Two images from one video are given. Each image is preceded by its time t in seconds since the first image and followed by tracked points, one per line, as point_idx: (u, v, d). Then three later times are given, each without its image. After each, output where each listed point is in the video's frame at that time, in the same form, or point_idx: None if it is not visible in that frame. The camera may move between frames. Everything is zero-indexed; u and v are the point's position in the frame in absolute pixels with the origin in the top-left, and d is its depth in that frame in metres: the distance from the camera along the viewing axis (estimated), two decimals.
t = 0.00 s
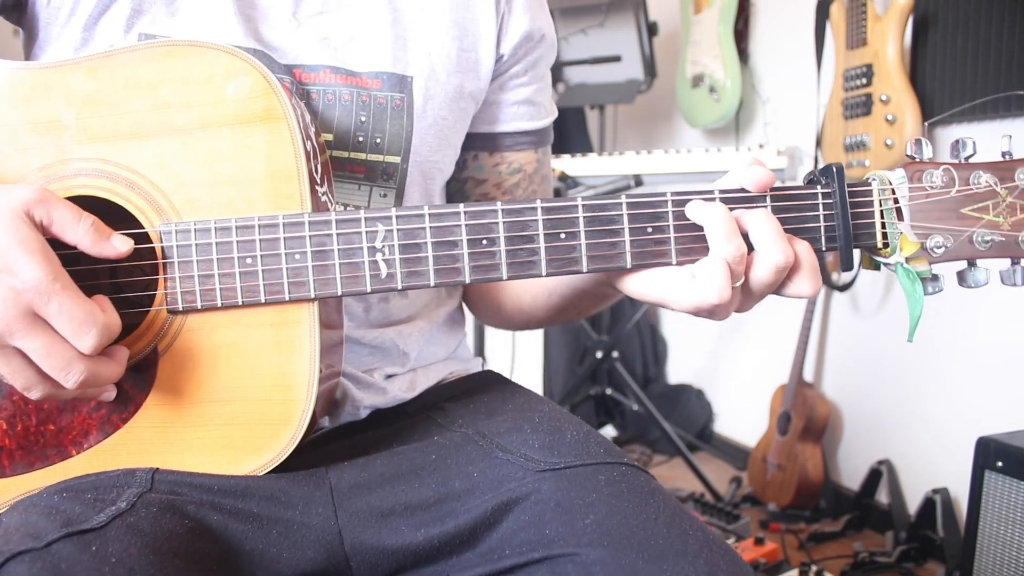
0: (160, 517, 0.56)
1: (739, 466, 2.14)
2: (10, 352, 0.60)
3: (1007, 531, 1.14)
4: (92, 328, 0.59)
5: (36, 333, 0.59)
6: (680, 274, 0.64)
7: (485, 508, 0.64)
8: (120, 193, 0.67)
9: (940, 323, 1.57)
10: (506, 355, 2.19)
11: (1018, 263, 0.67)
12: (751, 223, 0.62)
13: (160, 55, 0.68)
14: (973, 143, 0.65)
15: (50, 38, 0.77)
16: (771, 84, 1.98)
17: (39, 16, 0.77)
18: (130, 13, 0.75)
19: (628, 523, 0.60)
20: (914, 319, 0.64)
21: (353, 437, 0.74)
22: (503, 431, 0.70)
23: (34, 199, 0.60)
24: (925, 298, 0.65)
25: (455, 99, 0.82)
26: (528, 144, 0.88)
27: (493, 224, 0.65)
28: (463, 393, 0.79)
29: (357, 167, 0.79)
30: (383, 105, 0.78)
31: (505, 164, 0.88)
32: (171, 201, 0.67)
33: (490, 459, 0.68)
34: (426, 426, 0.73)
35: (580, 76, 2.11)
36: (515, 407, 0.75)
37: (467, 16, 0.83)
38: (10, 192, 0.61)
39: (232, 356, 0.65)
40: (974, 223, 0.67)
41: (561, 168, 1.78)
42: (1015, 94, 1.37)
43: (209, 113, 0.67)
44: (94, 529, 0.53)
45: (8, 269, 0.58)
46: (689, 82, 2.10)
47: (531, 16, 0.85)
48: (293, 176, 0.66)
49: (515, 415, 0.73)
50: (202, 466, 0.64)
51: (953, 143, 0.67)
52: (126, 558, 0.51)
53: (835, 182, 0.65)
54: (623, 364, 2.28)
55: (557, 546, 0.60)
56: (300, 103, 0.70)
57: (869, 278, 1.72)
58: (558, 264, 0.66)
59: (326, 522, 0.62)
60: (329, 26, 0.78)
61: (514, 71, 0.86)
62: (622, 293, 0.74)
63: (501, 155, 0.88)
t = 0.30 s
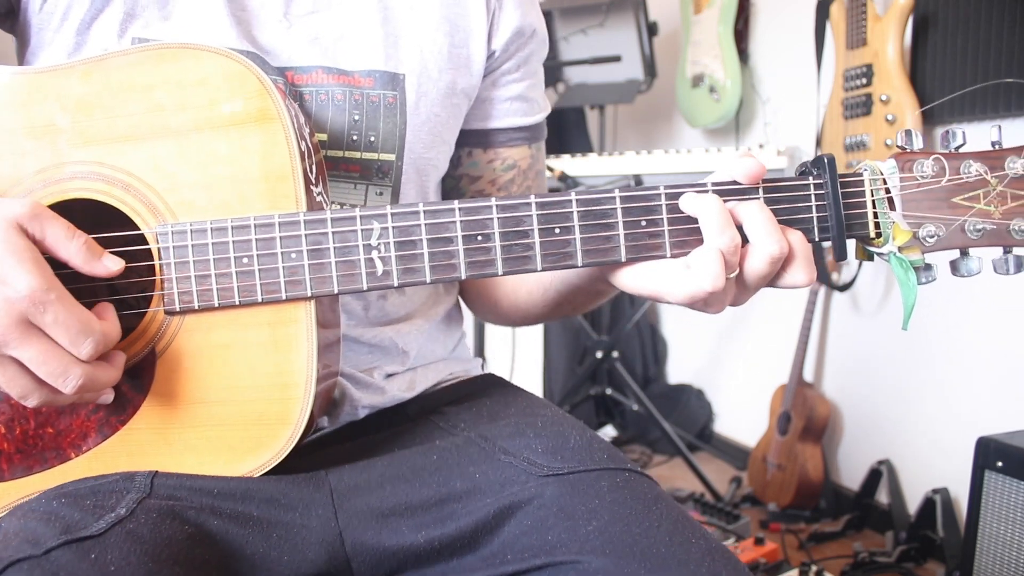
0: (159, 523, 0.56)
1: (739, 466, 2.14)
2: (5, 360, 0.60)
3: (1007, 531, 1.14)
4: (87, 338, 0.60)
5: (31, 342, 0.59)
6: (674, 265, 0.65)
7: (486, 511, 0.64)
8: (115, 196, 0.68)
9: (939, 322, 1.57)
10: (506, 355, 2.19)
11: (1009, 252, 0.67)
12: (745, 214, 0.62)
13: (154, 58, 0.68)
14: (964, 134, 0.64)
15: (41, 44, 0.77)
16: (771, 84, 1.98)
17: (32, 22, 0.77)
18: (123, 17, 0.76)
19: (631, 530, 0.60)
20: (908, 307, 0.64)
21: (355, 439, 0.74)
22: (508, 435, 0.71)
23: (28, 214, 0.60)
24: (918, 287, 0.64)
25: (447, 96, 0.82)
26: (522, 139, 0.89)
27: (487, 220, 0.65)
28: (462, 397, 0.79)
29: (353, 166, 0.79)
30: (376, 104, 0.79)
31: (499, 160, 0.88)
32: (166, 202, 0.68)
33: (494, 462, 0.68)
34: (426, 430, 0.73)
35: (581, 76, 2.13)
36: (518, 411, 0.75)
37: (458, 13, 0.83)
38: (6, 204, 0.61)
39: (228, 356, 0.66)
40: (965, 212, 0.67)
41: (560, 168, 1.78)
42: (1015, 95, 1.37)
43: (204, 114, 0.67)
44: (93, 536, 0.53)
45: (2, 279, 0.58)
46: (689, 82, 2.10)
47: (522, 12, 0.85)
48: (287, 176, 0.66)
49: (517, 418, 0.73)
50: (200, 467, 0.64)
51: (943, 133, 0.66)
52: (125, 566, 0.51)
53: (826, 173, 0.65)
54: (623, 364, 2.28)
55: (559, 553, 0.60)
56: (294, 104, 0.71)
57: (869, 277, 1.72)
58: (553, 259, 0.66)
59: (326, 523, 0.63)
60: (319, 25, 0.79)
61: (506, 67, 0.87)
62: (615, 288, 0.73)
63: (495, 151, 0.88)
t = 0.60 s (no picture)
0: (160, 515, 0.56)
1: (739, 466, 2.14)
2: (10, 351, 0.60)
3: (1007, 531, 1.14)
4: (92, 324, 0.60)
5: (36, 331, 0.59)
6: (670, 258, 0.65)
7: (484, 500, 0.64)
8: (116, 193, 0.68)
9: (939, 322, 1.57)
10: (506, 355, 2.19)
11: (1000, 243, 0.66)
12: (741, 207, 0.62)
13: (153, 55, 0.68)
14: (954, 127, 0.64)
15: (39, 42, 0.77)
16: (771, 84, 1.98)
17: (29, 20, 0.77)
18: (120, 15, 0.76)
19: (627, 512, 0.60)
20: (903, 297, 0.64)
21: (353, 434, 0.73)
22: (503, 425, 0.71)
23: (30, 198, 0.60)
24: (912, 278, 0.65)
25: (445, 93, 0.82)
26: (518, 136, 0.89)
27: (487, 214, 0.66)
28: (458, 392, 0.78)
29: (351, 163, 0.79)
30: (374, 101, 0.79)
31: (497, 156, 0.88)
32: (167, 198, 0.68)
33: (490, 453, 0.68)
34: (425, 423, 0.73)
35: (581, 76, 2.14)
36: (513, 401, 0.75)
37: (454, 10, 0.83)
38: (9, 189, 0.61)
39: (229, 351, 0.66)
40: (956, 203, 0.67)
41: (561, 168, 1.78)
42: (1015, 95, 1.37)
43: (204, 111, 0.67)
44: (95, 526, 0.53)
45: (7, 269, 0.58)
46: (689, 82, 2.10)
47: (518, 9, 0.85)
48: (287, 171, 0.66)
49: (512, 408, 0.73)
50: (202, 463, 0.64)
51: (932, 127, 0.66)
52: (126, 555, 0.51)
53: (820, 165, 0.65)
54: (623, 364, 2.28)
55: (556, 536, 0.60)
56: (293, 102, 0.71)
57: (869, 277, 1.72)
58: (552, 253, 0.66)
59: (327, 518, 0.63)
60: (316, 22, 0.79)
61: (502, 64, 0.87)
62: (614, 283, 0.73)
63: (493, 147, 0.88)
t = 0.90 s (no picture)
0: (158, 524, 0.56)
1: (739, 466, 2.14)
2: (10, 353, 0.60)
3: (1007, 531, 1.14)
4: (94, 331, 0.60)
5: (37, 334, 0.59)
6: (670, 258, 0.65)
7: (485, 513, 0.64)
8: (116, 194, 0.68)
9: (939, 321, 1.57)
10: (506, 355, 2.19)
11: (1000, 243, 0.66)
12: (740, 205, 0.62)
13: (154, 57, 0.68)
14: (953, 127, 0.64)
15: (40, 44, 0.77)
16: (771, 84, 1.98)
17: (29, 22, 0.77)
18: (121, 17, 0.76)
19: (629, 531, 0.60)
20: (902, 298, 0.64)
21: (350, 439, 0.74)
22: (505, 436, 0.71)
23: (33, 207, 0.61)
24: (911, 279, 0.64)
25: (444, 93, 0.82)
26: (518, 137, 0.89)
27: (486, 215, 0.66)
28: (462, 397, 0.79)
29: (351, 163, 0.79)
30: (374, 101, 0.79)
31: (496, 158, 0.88)
32: (167, 200, 0.68)
33: (491, 464, 0.68)
34: (425, 431, 0.73)
35: (581, 77, 2.13)
36: (516, 411, 0.75)
37: (454, 11, 0.83)
38: (10, 198, 0.61)
39: (229, 352, 0.66)
40: (956, 203, 0.67)
41: (561, 168, 1.78)
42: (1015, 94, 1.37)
43: (205, 112, 0.67)
44: (92, 537, 0.53)
45: (8, 272, 0.58)
46: (689, 82, 2.10)
47: (516, 11, 0.85)
48: (287, 172, 0.66)
49: (515, 418, 0.73)
50: (202, 465, 0.64)
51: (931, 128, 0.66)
52: (124, 567, 0.51)
53: (820, 165, 0.65)
54: (623, 365, 2.28)
55: (557, 553, 0.60)
56: (294, 104, 0.71)
57: (869, 277, 1.72)
58: (552, 254, 0.66)
59: (326, 528, 0.62)
60: (317, 23, 0.79)
61: (501, 66, 0.87)
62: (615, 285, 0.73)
63: (492, 148, 0.88)
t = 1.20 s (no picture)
0: (160, 511, 0.56)
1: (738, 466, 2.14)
2: (11, 352, 0.60)
3: (1007, 530, 1.14)
4: (92, 328, 0.60)
5: (36, 332, 0.59)
6: (672, 261, 0.65)
7: (482, 502, 0.64)
8: (118, 192, 0.68)
9: (940, 321, 1.57)
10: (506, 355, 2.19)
11: (1002, 248, 0.67)
12: (742, 206, 0.62)
13: (156, 55, 0.68)
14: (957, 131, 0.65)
15: (43, 40, 0.77)
16: (771, 84, 1.98)
17: (33, 18, 0.77)
18: (125, 14, 0.76)
19: (623, 514, 0.60)
20: (904, 302, 0.64)
21: (352, 435, 0.73)
22: (501, 426, 0.71)
23: (33, 201, 0.60)
24: (914, 283, 0.64)
25: (447, 93, 0.82)
26: (522, 137, 0.89)
27: (488, 216, 0.65)
28: (460, 391, 0.79)
29: (353, 163, 0.79)
30: (377, 101, 0.79)
31: (500, 158, 0.88)
32: (169, 198, 0.68)
33: (488, 455, 0.68)
34: (423, 425, 0.73)
35: (581, 77, 2.13)
36: (513, 401, 0.75)
37: (457, 11, 0.83)
38: (9, 192, 0.60)
39: (230, 350, 0.66)
40: (959, 208, 0.67)
41: (561, 168, 1.77)
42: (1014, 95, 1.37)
43: (208, 110, 0.67)
44: (94, 522, 0.53)
45: (7, 270, 0.58)
46: (689, 82, 2.10)
47: (520, 11, 0.85)
48: (289, 171, 0.66)
49: (512, 409, 0.73)
50: (204, 462, 0.64)
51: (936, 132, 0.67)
52: (126, 552, 0.51)
53: (824, 169, 0.65)
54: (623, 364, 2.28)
55: (551, 538, 0.60)
56: (297, 102, 0.71)
57: (869, 277, 1.72)
58: (553, 256, 0.66)
59: (325, 520, 0.62)
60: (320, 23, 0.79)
61: (505, 67, 0.87)
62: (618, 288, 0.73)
63: (497, 149, 0.88)
